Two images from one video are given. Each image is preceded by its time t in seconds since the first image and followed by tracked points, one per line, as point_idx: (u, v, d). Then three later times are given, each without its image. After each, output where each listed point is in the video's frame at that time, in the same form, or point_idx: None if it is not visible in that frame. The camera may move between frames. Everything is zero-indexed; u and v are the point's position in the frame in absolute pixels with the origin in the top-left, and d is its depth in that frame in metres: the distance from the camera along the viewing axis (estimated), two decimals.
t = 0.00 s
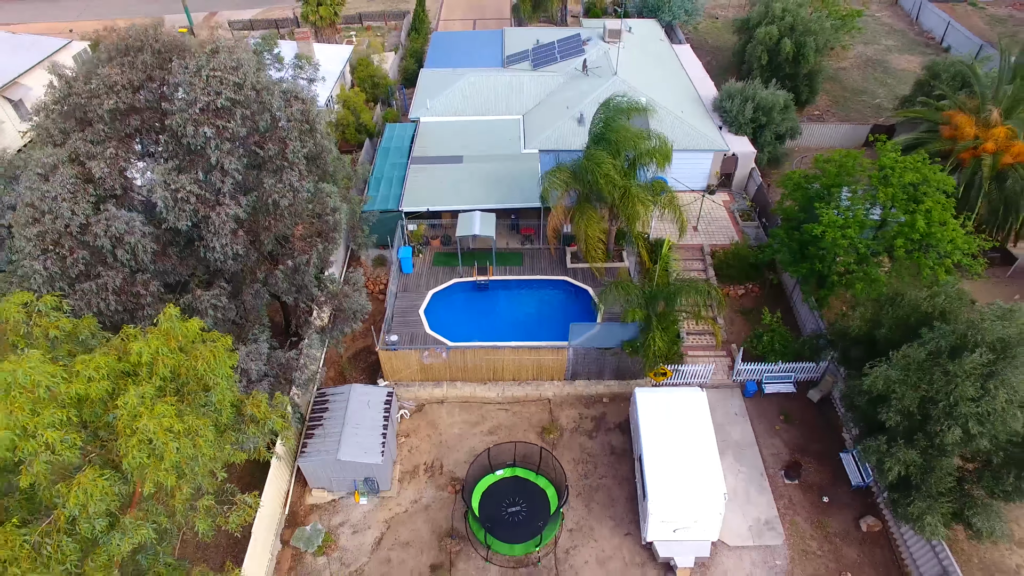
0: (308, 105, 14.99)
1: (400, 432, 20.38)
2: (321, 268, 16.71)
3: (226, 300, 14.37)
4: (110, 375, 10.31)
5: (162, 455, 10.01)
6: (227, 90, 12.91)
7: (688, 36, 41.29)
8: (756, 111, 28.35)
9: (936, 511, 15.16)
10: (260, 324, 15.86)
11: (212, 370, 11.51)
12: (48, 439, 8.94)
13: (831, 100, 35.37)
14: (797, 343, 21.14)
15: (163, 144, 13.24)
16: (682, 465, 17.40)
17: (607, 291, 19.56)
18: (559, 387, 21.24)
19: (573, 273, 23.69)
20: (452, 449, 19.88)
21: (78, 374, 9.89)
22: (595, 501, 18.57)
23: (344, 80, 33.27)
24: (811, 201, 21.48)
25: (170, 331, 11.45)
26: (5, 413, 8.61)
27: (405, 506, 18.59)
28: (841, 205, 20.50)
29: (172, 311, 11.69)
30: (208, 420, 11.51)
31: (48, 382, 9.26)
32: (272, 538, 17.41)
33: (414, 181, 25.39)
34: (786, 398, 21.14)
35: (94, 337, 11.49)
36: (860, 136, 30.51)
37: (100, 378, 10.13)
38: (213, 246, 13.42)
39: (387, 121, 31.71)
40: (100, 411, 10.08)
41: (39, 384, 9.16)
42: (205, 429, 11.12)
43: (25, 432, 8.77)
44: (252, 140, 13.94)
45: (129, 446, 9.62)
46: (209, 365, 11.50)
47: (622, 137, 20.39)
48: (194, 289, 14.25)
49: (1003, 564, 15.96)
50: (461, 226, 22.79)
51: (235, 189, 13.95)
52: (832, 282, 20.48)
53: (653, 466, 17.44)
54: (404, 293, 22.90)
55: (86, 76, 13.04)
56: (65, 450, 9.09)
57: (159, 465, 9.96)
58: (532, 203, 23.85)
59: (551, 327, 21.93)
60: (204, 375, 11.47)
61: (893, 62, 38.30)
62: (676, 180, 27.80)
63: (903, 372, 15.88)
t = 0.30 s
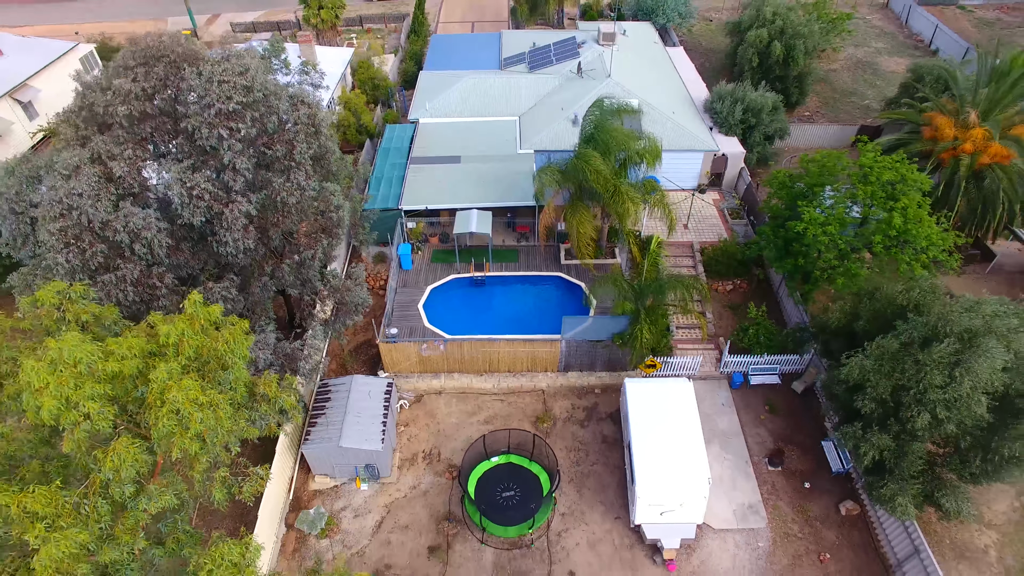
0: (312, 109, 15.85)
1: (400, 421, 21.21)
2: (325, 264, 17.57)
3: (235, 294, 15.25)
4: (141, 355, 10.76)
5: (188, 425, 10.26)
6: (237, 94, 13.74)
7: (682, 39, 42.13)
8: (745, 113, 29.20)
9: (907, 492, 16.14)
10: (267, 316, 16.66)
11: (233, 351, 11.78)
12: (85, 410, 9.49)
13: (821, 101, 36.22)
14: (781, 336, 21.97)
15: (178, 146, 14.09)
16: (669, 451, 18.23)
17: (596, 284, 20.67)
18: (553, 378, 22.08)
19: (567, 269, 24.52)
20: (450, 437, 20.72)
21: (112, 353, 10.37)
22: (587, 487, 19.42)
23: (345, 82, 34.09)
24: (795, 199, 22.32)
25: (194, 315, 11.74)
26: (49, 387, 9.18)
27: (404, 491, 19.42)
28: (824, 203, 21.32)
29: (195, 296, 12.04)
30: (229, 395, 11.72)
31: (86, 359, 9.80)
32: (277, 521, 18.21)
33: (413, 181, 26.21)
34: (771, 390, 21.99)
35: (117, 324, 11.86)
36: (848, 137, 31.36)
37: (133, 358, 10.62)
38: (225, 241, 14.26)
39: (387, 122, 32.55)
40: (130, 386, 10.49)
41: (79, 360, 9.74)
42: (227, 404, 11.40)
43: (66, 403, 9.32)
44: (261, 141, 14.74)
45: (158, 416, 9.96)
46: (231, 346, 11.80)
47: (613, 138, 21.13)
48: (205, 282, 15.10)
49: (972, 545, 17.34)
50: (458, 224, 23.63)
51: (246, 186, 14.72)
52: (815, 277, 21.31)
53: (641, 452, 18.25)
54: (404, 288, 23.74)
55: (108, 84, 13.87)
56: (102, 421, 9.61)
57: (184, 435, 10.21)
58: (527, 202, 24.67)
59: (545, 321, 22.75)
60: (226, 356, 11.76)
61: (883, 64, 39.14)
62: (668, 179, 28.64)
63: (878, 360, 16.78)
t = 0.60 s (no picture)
0: (314, 114, 16.68)
1: (398, 413, 22.01)
2: (326, 260, 18.38)
3: (241, 289, 16.10)
4: (162, 342, 11.24)
5: (204, 404, 10.60)
6: (243, 101, 14.59)
7: (676, 42, 42.93)
8: (734, 115, 30.04)
9: (880, 478, 17.01)
10: (271, 310, 17.33)
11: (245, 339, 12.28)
12: (111, 388, 9.94)
13: (811, 103, 37.04)
14: (766, 331, 22.78)
15: (187, 149, 14.90)
16: (656, 441, 19.01)
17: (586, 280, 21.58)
18: (546, 372, 22.88)
19: (560, 267, 25.31)
20: (446, 428, 21.51)
21: (135, 340, 10.86)
22: (577, 475, 20.23)
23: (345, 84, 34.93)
24: (780, 199, 23.13)
25: (210, 305, 12.33)
26: (81, 367, 9.73)
27: (402, 479, 20.22)
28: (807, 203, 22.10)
29: (211, 288, 12.61)
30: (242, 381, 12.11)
31: (112, 344, 10.29)
32: (280, 507, 18.98)
33: (411, 181, 27.07)
34: (755, 383, 22.83)
35: (135, 315, 12.53)
36: (836, 138, 32.15)
37: (154, 344, 11.04)
38: (234, 239, 15.11)
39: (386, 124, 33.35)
40: (151, 369, 10.89)
41: (106, 342, 10.25)
42: (239, 386, 11.62)
43: (93, 380, 9.77)
44: (266, 144, 15.54)
45: (179, 394, 10.34)
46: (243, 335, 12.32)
47: (603, 140, 21.85)
48: (212, 278, 15.91)
49: (943, 529, 18.52)
50: (455, 223, 24.44)
51: (252, 186, 15.53)
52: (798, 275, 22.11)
53: (629, 442, 19.02)
54: (402, 285, 24.54)
55: (122, 90, 14.67)
56: (127, 400, 10.03)
57: (199, 415, 10.42)
58: (521, 202, 25.50)
59: (538, 317, 23.55)
60: (238, 343, 12.29)
61: (873, 66, 39.94)
62: (659, 180, 29.43)
63: (854, 353, 17.62)
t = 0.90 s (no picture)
0: (316, 119, 17.50)
1: (395, 406, 22.79)
2: (326, 257, 19.17)
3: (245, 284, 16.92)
4: (178, 329, 11.78)
5: (217, 387, 11.06)
6: (248, 107, 15.39)
7: (670, 44, 43.69)
8: (724, 117, 30.87)
9: (855, 465, 17.81)
10: (274, 305, 18.11)
11: (253, 328, 12.72)
12: (132, 370, 10.50)
13: (801, 105, 37.84)
14: (752, 326, 23.59)
15: (195, 152, 15.71)
16: (643, 430, 19.78)
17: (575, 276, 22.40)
18: (539, 366, 23.68)
19: (553, 264, 26.11)
20: (442, 420, 22.31)
21: (154, 326, 11.40)
22: (568, 464, 21.03)
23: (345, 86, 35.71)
24: (765, 198, 23.92)
25: (222, 296, 12.85)
26: (106, 351, 10.36)
27: (399, 468, 21.00)
28: (791, 201, 22.90)
29: (223, 280, 13.16)
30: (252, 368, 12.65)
31: (132, 331, 10.85)
32: (282, 494, 19.74)
33: (409, 181, 27.87)
34: (741, 376, 23.65)
35: (149, 307, 13.18)
36: (824, 139, 32.94)
37: (170, 331, 11.59)
38: (239, 237, 15.94)
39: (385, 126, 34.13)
40: (169, 353, 11.39)
41: (126, 328, 10.83)
42: (247, 370, 12.10)
43: (116, 363, 10.34)
44: (269, 147, 16.31)
45: (196, 374, 10.80)
46: (251, 325, 12.76)
47: (591, 141, 22.74)
48: (217, 274, 16.66)
49: (918, 515, 19.41)
50: (451, 222, 25.24)
51: (256, 186, 16.31)
52: (782, 273, 22.93)
53: (617, 432, 19.77)
54: (400, 282, 25.34)
55: (133, 96, 15.44)
56: (146, 381, 10.58)
57: (212, 396, 10.86)
58: (515, 201, 26.30)
59: (532, 312, 24.35)
60: (246, 333, 12.74)
61: (863, 68, 40.74)
62: (650, 180, 30.23)
63: (831, 346, 18.47)
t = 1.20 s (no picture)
0: (317, 121, 18.29)
1: (394, 398, 23.59)
2: (326, 254, 19.95)
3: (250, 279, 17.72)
4: (192, 317, 12.52)
5: (228, 370, 11.77)
6: (252, 110, 16.20)
7: (664, 46, 44.49)
8: (714, 118, 31.67)
9: (832, 452, 18.59)
10: (277, 299, 18.90)
11: (260, 317, 13.34)
12: (149, 353, 11.26)
13: (792, 106, 38.63)
14: (738, 321, 24.38)
15: (203, 153, 16.53)
16: (632, 420, 20.58)
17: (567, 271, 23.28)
18: (532, 359, 24.47)
19: (546, 261, 26.91)
20: (438, 411, 23.11)
21: (169, 314, 12.17)
22: (560, 453, 21.84)
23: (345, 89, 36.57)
24: (751, 196, 24.70)
25: (232, 288, 13.62)
26: (127, 336, 11.14)
27: (397, 457, 21.80)
28: (776, 200, 23.69)
29: (234, 272, 13.94)
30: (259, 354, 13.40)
31: (150, 317, 11.58)
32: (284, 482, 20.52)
33: (407, 181, 28.69)
34: (728, 369, 24.45)
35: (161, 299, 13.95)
36: (813, 140, 33.73)
37: (184, 318, 12.34)
38: (244, 234, 16.73)
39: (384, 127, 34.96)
40: (181, 340, 12.16)
41: (144, 315, 11.57)
42: (255, 356, 12.82)
43: (136, 347, 11.10)
44: (272, 148, 17.10)
45: (208, 358, 11.57)
46: (258, 314, 13.39)
47: (583, 141, 23.30)
48: (223, 269, 17.45)
49: (896, 501, 20.23)
50: (447, 220, 26.07)
51: (260, 186, 17.12)
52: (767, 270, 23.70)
53: (606, 422, 20.56)
54: (398, 279, 26.15)
55: (145, 101, 16.28)
56: (162, 365, 11.33)
57: (221, 379, 11.60)
58: (510, 200, 27.10)
59: (525, 308, 25.15)
60: (253, 321, 13.40)
61: (853, 70, 41.53)
62: (642, 180, 31.01)
63: (811, 338, 19.30)
